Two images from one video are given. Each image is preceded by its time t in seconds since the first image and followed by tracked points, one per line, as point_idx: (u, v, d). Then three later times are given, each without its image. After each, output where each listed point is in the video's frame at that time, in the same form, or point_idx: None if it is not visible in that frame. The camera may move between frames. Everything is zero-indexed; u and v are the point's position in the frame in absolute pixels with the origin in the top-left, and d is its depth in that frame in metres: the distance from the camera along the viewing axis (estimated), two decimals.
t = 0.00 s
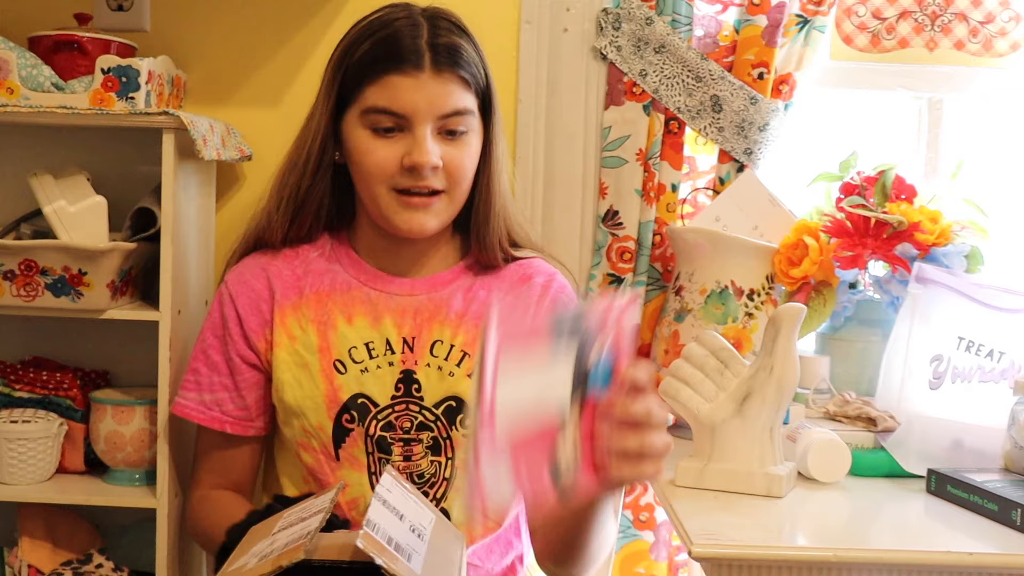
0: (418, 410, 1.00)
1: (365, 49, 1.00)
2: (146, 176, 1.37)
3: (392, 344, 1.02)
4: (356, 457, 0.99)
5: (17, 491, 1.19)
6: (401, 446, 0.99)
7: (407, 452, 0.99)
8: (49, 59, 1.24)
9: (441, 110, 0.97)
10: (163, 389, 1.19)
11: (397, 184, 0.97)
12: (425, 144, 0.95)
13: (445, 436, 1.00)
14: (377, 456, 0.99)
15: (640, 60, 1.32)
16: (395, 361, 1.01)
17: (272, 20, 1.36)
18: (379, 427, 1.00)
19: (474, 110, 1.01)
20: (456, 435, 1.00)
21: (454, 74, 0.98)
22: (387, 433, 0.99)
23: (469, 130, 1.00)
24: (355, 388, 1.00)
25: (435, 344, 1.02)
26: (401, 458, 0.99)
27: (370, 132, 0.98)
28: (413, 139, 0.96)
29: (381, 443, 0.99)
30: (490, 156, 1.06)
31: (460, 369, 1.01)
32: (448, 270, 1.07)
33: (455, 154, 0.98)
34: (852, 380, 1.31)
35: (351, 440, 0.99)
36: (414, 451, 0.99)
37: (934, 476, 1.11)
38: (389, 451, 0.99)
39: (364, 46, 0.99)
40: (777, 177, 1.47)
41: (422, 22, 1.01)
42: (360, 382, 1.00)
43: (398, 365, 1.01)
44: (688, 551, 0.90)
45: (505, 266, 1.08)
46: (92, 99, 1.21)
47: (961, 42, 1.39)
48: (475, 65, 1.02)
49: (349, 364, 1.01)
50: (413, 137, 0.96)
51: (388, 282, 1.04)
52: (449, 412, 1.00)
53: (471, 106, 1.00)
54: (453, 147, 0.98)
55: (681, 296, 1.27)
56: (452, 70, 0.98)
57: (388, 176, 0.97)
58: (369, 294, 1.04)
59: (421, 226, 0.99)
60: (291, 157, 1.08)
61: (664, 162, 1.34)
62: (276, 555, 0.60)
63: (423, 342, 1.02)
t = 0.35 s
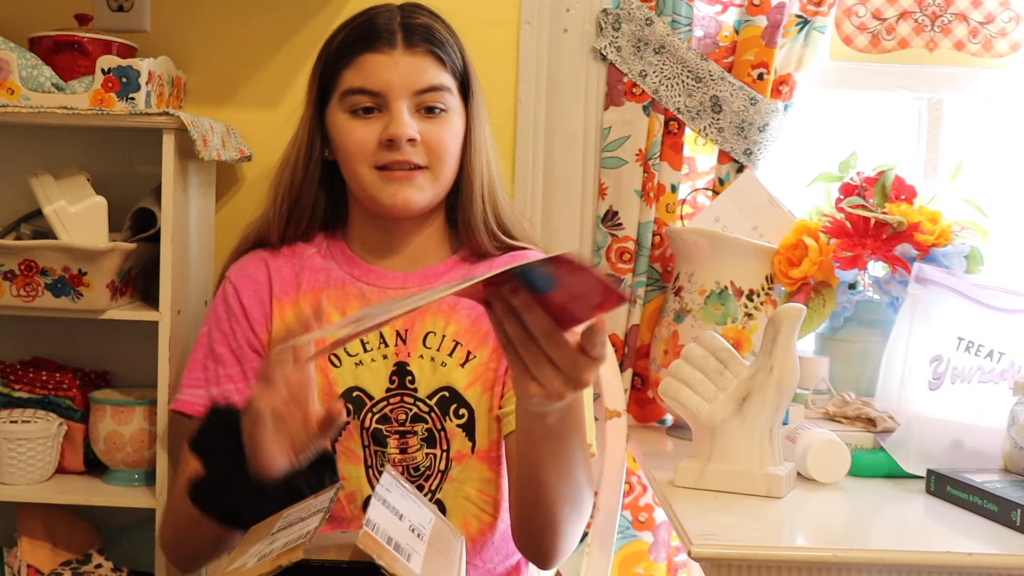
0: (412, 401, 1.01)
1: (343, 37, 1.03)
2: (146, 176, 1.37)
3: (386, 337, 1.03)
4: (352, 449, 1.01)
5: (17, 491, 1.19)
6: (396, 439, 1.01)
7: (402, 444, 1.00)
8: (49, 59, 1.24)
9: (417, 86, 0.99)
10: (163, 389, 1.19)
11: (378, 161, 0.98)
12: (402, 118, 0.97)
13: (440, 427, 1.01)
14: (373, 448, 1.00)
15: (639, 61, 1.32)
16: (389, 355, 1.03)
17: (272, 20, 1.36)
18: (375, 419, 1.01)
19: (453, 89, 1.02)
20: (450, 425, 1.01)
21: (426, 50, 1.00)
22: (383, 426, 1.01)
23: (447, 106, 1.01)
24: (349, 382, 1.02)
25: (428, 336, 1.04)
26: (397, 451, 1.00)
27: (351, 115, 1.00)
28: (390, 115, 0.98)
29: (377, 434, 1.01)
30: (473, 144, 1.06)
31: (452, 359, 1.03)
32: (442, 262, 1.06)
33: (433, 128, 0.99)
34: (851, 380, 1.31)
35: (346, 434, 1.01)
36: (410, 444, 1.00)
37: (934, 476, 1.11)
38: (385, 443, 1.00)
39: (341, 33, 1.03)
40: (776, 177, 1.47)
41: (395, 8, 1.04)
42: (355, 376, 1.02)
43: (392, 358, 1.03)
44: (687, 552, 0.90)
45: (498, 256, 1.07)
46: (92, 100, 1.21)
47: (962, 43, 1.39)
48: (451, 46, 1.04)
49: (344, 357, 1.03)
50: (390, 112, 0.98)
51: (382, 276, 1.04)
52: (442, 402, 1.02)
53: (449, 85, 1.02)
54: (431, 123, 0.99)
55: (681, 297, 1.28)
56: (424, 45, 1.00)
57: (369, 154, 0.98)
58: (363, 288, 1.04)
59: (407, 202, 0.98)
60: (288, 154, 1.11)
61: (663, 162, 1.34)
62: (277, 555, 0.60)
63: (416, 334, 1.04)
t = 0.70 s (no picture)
0: (423, 382, 1.03)
1: (348, 37, 1.03)
2: (145, 176, 1.37)
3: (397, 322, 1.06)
4: (362, 428, 1.02)
5: (16, 491, 1.19)
6: (407, 419, 1.02)
7: (414, 424, 1.01)
8: (48, 60, 1.24)
9: (420, 82, 0.96)
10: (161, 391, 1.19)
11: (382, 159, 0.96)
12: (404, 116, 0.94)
13: (451, 407, 1.03)
14: (384, 428, 1.01)
15: (637, 61, 1.32)
16: (400, 338, 1.05)
17: (270, 19, 1.36)
18: (386, 400, 1.02)
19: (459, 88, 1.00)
20: (461, 406, 1.03)
21: (430, 47, 0.98)
22: (393, 406, 1.02)
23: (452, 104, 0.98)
24: (361, 362, 1.04)
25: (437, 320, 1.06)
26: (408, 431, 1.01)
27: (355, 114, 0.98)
28: (393, 113, 0.96)
29: (388, 415, 1.01)
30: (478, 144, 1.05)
31: (462, 341, 1.05)
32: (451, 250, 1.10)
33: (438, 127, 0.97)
34: (849, 381, 1.31)
35: (358, 412, 1.02)
36: (420, 424, 1.01)
37: (933, 477, 1.11)
38: (397, 424, 1.01)
39: (347, 35, 1.03)
40: (774, 177, 1.47)
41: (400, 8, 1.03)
42: (367, 357, 1.04)
43: (402, 341, 1.05)
44: (686, 552, 0.90)
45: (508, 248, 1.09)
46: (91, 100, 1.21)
47: (960, 43, 1.39)
48: (456, 46, 1.03)
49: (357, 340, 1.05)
50: (393, 111, 0.96)
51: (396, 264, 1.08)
52: (453, 382, 1.03)
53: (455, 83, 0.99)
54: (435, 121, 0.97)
55: (680, 298, 1.28)
56: (427, 43, 0.98)
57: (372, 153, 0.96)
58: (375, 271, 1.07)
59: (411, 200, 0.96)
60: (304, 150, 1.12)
61: (661, 163, 1.34)
62: (276, 555, 0.60)
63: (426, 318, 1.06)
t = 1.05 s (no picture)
0: (425, 378, 1.02)
1: (355, 37, 1.02)
2: (145, 176, 1.37)
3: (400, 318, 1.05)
4: (365, 423, 1.02)
5: (16, 491, 1.19)
6: (409, 415, 1.01)
7: (416, 420, 1.01)
8: (48, 59, 1.24)
9: (425, 80, 0.95)
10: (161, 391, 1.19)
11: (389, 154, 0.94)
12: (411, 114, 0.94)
13: (453, 403, 1.02)
14: (386, 424, 1.01)
15: (637, 61, 1.32)
16: (403, 334, 1.04)
17: (271, 19, 1.36)
18: (388, 396, 1.02)
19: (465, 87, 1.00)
20: (463, 401, 1.02)
21: (436, 46, 0.98)
22: (396, 402, 1.01)
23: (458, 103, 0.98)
24: (364, 357, 1.03)
25: (439, 316, 1.05)
26: (410, 427, 1.01)
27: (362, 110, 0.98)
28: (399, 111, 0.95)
29: (391, 410, 1.01)
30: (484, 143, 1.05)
31: (464, 337, 1.04)
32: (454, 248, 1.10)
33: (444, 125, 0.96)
34: (849, 381, 1.31)
35: (361, 407, 1.02)
36: (422, 420, 1.01)
37: (933, 477, 1.11)
38: (399, 420, 1.01)
39: (354, 34, 1.02)
40: (774, 177, 1.46)
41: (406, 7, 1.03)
42: (369, 352, 1.03)
43: (406, 337, 1.04)
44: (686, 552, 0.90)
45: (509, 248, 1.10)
46: (91, 100, 1.21)
47: (960, 43, 1.39)
48: (463, 45, 1.02)
49: (360, 335, 1.04)
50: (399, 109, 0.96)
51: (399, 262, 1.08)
52: (455, 378, 1.02)
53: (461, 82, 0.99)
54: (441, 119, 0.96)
55: (679, 297, 1.28)
56: (433, 42, 0.98)
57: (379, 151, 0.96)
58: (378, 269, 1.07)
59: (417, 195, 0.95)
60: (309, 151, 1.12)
61: (661, 162, 1.34)
62: (275, 555, 0.60)
63: (429, 313, 1.05)
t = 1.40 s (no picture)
0: (425, 378, 1.02)
1: (357, 34, 1.02)
2: (145, 174, 1.37)
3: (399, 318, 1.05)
4: (363, 424, 1.02)
5: (16, 488, 1.19)
6: (408, 415, 1.01)
7: (414, 420, 1.01)
8: (49, 57, 1.24)
9: (428, 79, 0.96)
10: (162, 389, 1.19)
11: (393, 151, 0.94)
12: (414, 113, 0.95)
13: (451, 403, 1.02)
14: (385, 424, 1.01)
15: (638, 58, 1.32)
16: (403, 334, 1.04)
17: (271, 16, 1.36)
18: (387, 396, 1.02)
19: (467, 84, 1.00)
20: (462, 402, 1.02)
21: (439, 44, 0.98)
22: (395, 403, 1.01)
23: (460, 101, 0.98)
24: (363, 357, 1.03)
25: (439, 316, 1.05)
26: (409, 428, 1.01)
27: (364, 107, 0.99)
28: (403, 110, 0.96)
29: (390, 411, 1.01)
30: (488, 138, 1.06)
31: (464, 337, 1.04)
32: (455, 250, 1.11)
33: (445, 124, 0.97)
34: (850, 378, 1.31)
35: (359, 408, 1.02)
36: (421, 420, 1.01)
37: (934, 474, 1.11)
38: (398, 420, 1.01)
39: (356, 30, 1.02)
40: (775, 175, 1.46)
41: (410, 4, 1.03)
42: (369, 352, 1.03)
43: (405, 337, 1.04)
44: (687, 549, 0.90)
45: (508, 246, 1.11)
46: (92, 98, 1.21)
47: (960, 40, 1.39)
48: (464, 41, 1.02)
49: (359, 335, 1.04)
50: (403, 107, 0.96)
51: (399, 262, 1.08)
52: (455, 379, 1.02)
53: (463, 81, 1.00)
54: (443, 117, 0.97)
55: (681, 294, 1.28)
56: (436, 39, 0.98)
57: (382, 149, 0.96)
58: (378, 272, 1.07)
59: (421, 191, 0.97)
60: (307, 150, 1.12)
61: (661, 160, 1.34)
62: (276, 552, 0.60)
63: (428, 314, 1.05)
